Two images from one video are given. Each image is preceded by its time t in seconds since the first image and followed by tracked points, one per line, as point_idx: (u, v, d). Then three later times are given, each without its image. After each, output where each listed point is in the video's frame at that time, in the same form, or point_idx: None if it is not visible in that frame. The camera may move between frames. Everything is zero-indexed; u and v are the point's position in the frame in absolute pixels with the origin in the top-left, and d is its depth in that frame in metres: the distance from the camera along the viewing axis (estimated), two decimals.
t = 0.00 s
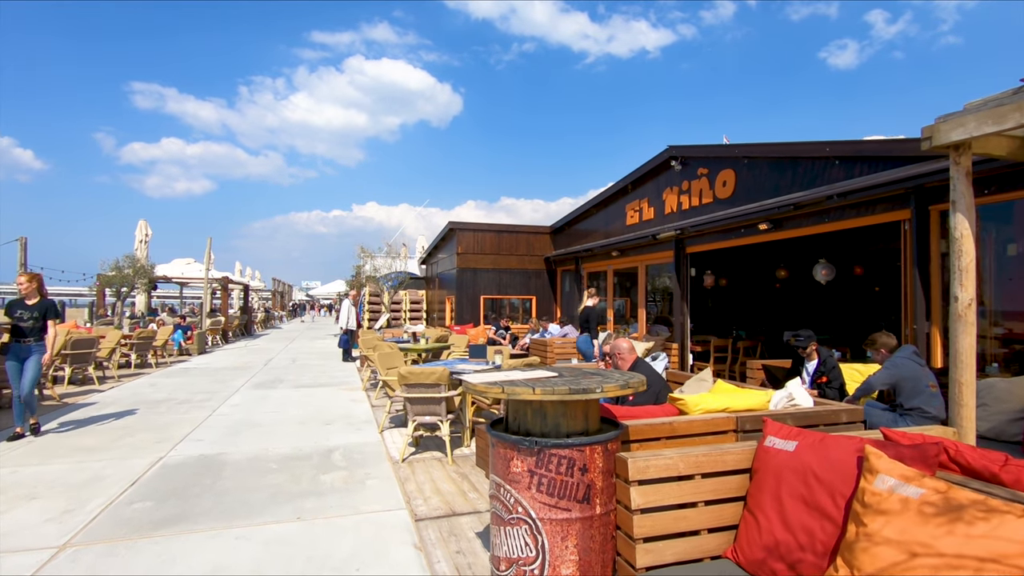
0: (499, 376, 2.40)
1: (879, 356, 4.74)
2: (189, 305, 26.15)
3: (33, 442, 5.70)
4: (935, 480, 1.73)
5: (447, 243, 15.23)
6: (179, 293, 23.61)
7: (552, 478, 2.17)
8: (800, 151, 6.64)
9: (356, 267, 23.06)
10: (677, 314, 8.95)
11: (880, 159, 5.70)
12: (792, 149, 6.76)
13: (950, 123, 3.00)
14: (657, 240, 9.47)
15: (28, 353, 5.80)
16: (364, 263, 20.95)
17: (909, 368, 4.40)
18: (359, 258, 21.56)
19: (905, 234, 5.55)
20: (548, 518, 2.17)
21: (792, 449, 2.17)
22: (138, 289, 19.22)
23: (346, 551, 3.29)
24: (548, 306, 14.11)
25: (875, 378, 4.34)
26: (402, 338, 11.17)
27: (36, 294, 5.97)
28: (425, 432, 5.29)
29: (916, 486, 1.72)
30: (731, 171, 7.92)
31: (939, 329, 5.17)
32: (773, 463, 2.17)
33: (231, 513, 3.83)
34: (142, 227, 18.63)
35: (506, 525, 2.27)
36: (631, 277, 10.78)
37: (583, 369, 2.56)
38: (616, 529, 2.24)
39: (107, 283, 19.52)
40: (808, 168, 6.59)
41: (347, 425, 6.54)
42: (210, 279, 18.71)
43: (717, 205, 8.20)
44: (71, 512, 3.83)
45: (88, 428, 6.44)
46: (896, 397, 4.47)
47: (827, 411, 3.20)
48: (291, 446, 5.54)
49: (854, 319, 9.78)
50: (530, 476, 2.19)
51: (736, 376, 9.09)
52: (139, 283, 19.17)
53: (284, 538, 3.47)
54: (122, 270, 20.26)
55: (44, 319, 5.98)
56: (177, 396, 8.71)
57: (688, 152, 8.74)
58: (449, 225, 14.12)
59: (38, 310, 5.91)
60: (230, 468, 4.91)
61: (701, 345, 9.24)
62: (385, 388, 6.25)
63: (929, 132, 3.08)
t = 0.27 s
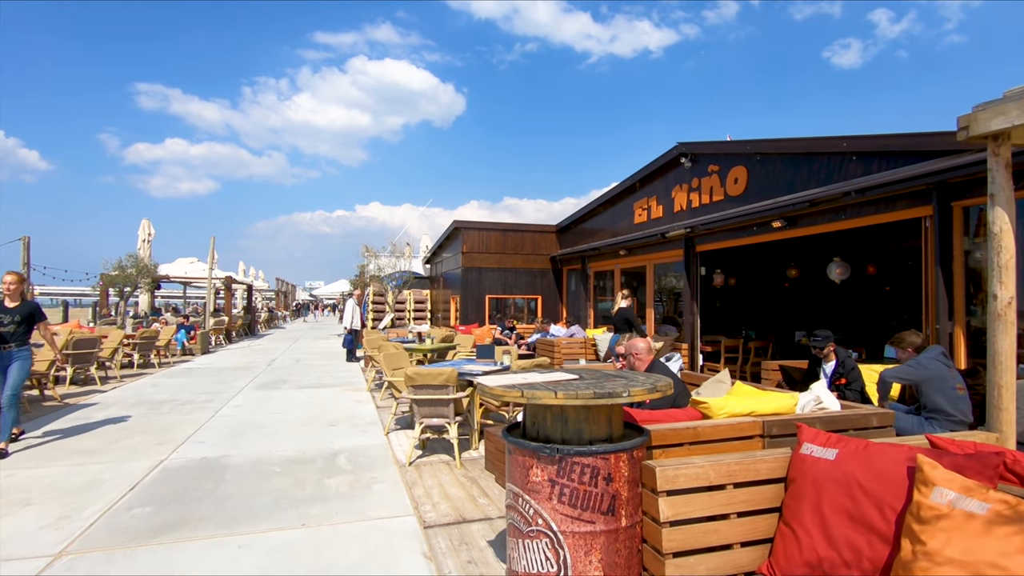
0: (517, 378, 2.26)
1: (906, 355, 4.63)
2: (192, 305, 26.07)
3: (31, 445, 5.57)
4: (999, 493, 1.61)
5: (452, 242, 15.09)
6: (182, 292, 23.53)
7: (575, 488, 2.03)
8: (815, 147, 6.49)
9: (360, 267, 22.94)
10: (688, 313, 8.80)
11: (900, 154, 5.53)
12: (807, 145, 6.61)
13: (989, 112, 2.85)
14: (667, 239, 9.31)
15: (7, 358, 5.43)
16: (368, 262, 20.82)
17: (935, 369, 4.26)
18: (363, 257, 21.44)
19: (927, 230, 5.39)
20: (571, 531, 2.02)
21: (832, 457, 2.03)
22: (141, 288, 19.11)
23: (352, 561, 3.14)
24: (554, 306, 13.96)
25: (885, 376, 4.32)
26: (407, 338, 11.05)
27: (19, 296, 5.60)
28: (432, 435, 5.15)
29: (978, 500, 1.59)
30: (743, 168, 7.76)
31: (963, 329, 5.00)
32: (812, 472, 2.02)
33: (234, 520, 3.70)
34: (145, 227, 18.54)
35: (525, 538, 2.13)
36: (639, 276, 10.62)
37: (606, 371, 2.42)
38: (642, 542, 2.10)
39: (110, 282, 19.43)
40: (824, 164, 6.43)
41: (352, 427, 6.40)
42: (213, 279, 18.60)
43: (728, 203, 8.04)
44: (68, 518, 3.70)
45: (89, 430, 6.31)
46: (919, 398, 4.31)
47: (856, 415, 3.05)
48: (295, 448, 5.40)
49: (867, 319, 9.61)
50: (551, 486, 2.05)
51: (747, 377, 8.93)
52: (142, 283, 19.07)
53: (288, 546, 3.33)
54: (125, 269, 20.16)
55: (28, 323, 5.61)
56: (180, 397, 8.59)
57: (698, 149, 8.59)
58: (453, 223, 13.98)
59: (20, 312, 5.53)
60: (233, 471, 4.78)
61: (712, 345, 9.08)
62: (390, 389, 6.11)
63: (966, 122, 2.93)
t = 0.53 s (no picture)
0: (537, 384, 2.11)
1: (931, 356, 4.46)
2: (195, 305, 25.98)
3: (30, 448, 5.45)
4: None
5: (457, 242, 14.95)
6: (185, 292, 23.45)
7: (602, 504, 1.88)
8: (832, 143, 6.33)
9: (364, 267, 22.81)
10: (698, 314, 8.65)
11: (921, 150, 5.37)
12: (822, 141, 6.45)
13: None
14: (676, 238, 9.15)
15: None
16: (372, 262, 20.69)
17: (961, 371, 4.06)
18: (367, 257, 21.32)
19: (950, 228, 5.21)
20: (598, 550, 1.88)
21: (881, 470, 1.88)
22: (144, 288, 19.02)
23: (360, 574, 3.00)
24: (560, 307, 13.81)
25: (903, 380, 4.17)
26: (412, 338, 10.91)
27: None
28: (440, 439, 5.01)
29: None
30: (755, 165, 7.60)
31: (989, 330, 4.83)
32: (860, 487, 1.87)
33: (236, 529, 3.56)
34: (148, 226, 18.47)
35: (548, 556, 1.98)
36: (648, 276, 10.46)
37: (632, 377, 2.26)
38: (674, 562, 1.95)
39: (113, 282, 19.35)
40: (841, 160, 6.27)
41: (357, 430, 6.26)
42: (216, 279, 18.51)
43: (741, 201, 7.87)
44: (65, 527, 3.57)
45: (89, 433, 6.19)
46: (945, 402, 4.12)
47: (890, 422, 2.89)
48: (299, 452, 5.27)
49: (880, 320, 9.44)
50: (577, 501, 1.90)
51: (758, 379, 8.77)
52: (145, 283, 18.98)
53: (293, 557, 3.19)
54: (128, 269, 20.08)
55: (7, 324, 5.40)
56: (182, 399, 8.47)
57: (708, 146, 8.43)
58: (458, 223, 13.84)
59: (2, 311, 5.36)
60: (236, 477, 4.65)
61: (722, 346, 8.92)
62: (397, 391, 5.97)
63: (1009, 112, 2.77)
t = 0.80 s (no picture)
0: (557, 391, 1.97)
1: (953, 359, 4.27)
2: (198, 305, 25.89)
3: (25, 453, 5.31)
4: None
5: (461, 242, 14.80)
6: (188, 293, 23.35)
7: (630, 521, 1.73)
8: (847, 139, 6.17)
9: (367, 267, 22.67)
10: (707, 314, 8.49)
11: (942, 146, 5.21)
12: (837, 138, 6.30)
13: None
14: (685, 237, 9.00)
15: None
16: (375, 262, 20.56)
17: (987, 374, 3.91)
18: (370, 257, 21.18)
19: (974, 226, 5.05)
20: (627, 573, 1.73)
21: (932, 488, 1.94)
22: (146, 288, 18.91)
23: None
24: (566, 307, 13.65)
25: (929, 386, 4.02)
26: (416, 339, 10.76)
27: None
28: (446, 443, 4.87)
29: None
30: (767, 162, 7.44)
31: (1015, 331, 4.67)
32: (912, 502, 1.92)
33: (235, 538, 3.42)
34: (150, 226, 18.37)
35: None
36: (655, 275, 10.31)
37: (658, 384, 2.12)
38: None
39: (115, 282, 19.25)
40: (857, 157, 6.11)
41: (361, 433, 6.12)
42: (219, 278, 18.39)
43: (752, 199, 7.72)
44: (59, 536, 3.44)
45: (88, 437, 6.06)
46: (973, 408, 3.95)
47: (925, 428, 2.74)
48: (302, 457, 5.12)
49: (892, 320, 9.27)
50: (603, 519, 1.75)
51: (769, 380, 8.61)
52: (147, 283, 18.88)
53: (295, 569, 3.04)
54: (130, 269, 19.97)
55: None
56: (183, 401, 8.33)
57: (718, 143, 8.26)
58: (462, 222, 13.70)
59: None
60: (236, 482, 4.51)
61: (732, 347, 8.76)
62: (402, 394, 5.83)
63: None
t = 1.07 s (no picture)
0: (575, 397, 1.82)
1: (977, 360, 4.10)
2: (199, 305, 25.78)
3: (18, 457, 5.17)
4: None
5: (464, 241, 14.65)
6: (189, 292, 23.23)
7: (658, 541, 1.57)
8: (862, 134, 6.01)
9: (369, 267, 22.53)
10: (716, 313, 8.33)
11: (962, 140, 5.04)
12: (851, 132, 6.13)
13: None
14: (693, 235, 8.83)
15: None
16: (377, 261, 20.42)
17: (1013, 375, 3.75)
18: (372, 256, 21.03)
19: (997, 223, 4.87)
20: None
21: (991, 505, 1.87)
22: (147, 288, 18.80)
23: None
24: (570, 307, 13.48)
25: (955, 389, 3.85)
26: (419, 340, 10.61)
27: None
28: (450, 447, 4.72)
29: None
30: (778, 159, 7.27)
31: None
32: (966, 520, 1.88)
33: (231, 548, 3.26)
34: (151, 225, 18.25)
35: None
36: (661, 275, 10.14)
37: (684, 390, 1.96)
38: None
39: (115, 282, 19.13)
40: (873, 152, 5.94)
41: (363, 436, 5.97)
42: (220, 278, 18.27)
43: (762, 196, 7.55)
44: (47, 545, 3.29)
45: (84, 439, 5.93)
46: (1000, 412, 3.78)
47: (961, 435, 2.58)
48: (302, 461, 4.97)
49: (904, 320, 9.10)
50: (627, 538, 1.60)
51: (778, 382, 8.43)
52: (148, 282, 18.76)
53: None
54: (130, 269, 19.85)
55: None
56: (182, 402, 8.20)
57: (727, 139, 8.09)
58: (465, 221, 13.54)
59: None
60: (234, 488, 4.36)
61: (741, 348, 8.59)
62: (405, 396, 5.68)
63: None
